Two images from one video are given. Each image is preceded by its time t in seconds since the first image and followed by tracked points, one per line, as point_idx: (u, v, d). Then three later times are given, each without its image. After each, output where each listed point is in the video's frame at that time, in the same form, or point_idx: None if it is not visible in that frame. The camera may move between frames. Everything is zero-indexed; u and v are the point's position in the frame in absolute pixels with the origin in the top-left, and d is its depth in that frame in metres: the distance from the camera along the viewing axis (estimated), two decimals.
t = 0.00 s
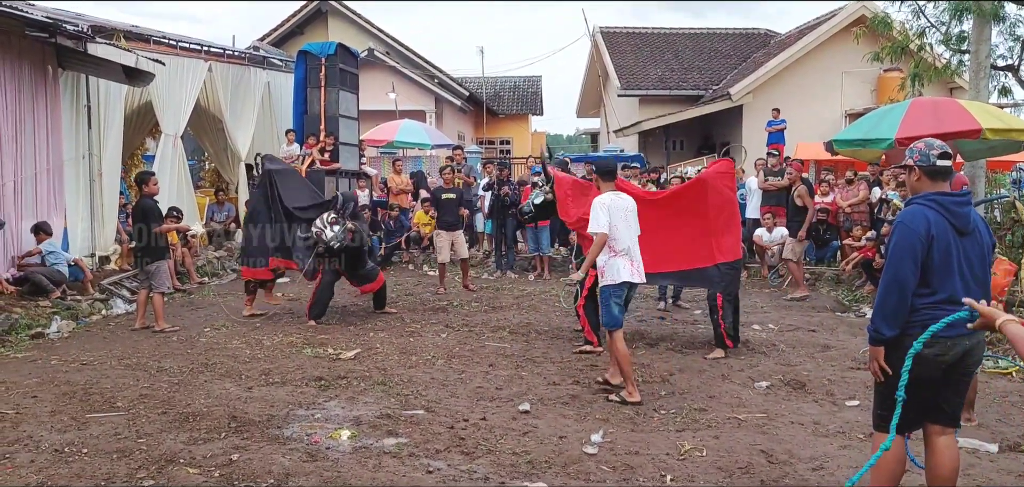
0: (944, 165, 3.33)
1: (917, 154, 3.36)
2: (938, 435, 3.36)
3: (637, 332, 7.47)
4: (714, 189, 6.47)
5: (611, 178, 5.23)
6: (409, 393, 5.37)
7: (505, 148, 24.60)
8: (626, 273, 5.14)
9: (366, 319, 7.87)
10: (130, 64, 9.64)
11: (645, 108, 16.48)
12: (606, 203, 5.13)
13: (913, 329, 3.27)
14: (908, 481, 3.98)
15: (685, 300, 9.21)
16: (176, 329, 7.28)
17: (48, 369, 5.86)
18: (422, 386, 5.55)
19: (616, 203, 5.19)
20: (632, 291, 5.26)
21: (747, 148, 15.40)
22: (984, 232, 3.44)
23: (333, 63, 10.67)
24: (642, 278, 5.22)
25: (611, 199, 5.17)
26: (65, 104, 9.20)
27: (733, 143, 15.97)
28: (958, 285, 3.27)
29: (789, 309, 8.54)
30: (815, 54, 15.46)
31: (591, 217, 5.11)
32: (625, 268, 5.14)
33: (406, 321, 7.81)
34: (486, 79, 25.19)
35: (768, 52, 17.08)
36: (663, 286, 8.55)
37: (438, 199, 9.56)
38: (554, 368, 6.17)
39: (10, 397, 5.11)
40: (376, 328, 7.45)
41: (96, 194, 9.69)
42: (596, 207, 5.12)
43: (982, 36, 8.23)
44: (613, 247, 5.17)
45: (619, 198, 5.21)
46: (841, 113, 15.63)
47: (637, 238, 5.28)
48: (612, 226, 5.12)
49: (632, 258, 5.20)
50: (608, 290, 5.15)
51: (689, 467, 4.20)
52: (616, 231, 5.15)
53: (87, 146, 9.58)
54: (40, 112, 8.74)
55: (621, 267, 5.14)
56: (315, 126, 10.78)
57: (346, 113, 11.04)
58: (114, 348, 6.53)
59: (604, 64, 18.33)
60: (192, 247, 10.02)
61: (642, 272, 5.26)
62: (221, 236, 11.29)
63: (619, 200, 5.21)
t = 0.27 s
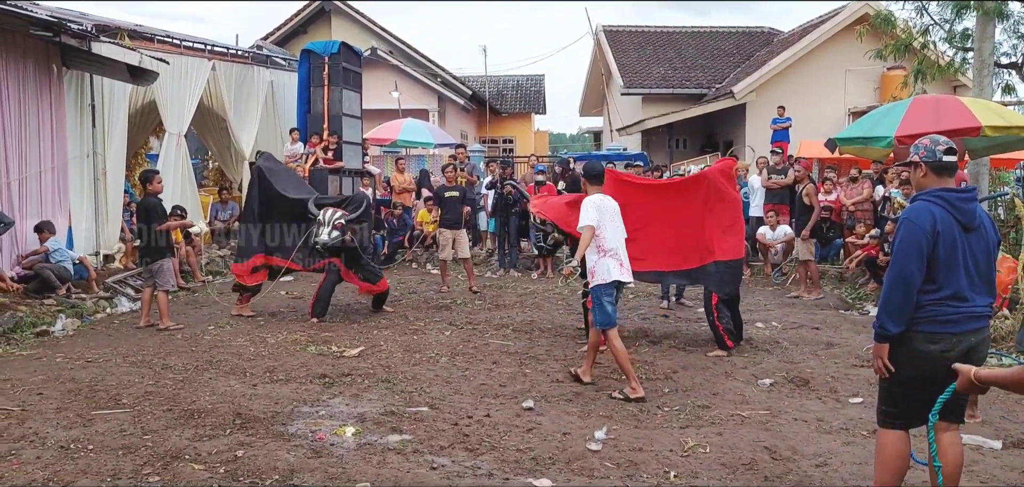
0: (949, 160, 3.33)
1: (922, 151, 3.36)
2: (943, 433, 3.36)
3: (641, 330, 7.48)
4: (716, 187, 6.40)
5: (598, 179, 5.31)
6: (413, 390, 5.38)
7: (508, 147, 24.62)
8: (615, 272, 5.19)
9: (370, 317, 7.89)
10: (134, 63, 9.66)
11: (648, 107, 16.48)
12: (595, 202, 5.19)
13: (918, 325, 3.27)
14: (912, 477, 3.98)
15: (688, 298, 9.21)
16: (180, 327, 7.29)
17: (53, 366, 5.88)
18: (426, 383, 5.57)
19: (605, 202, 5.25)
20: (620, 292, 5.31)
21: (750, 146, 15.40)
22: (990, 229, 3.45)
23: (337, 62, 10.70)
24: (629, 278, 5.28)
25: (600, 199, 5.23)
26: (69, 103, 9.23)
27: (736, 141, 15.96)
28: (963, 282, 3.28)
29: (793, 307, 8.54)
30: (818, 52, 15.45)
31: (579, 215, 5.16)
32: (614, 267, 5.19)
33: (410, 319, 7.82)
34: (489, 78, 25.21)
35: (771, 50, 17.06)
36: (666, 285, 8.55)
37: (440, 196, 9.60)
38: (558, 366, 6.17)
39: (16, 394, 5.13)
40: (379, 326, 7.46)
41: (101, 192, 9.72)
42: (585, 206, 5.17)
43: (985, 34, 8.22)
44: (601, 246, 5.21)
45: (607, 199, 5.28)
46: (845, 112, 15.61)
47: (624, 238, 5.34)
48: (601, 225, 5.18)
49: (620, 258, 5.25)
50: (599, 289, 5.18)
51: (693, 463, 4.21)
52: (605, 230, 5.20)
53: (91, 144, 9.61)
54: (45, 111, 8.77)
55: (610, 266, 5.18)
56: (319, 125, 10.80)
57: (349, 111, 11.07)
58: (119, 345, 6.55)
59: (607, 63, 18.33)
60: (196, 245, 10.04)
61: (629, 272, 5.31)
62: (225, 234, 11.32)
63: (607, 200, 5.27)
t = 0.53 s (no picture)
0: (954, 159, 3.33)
1: (926, 150, 3.36)
2: (947, 432, 3.37)
3: (645, 329, 7.48)
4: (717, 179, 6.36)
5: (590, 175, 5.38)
6: (418, 389, 5.39)
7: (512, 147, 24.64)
8: (603, 265, 5.29)
9: (374, 316, 7.90)
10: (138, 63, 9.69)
11: (652, 106, 16.48)
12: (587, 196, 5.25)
13: (925, 325, 3.26)
14: (916, 477, 3.98)
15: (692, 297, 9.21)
16: (185, 325, 7.31)
17: (58, 364, 5.90)
18: (430, 382, 5.57)
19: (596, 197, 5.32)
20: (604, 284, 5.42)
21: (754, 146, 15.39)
22: (996, 229, 3.44)
23: (341, 61, 10.65)
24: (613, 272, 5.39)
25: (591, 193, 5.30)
26: (74, 103, 9.25)
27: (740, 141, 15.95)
28: (970, 281, 3.27)
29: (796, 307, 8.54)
30: (822, 52, 15.43)
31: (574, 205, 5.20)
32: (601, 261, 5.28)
33: (414, 318, 7.83)
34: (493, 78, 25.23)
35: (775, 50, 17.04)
36: (670, 284, 8.54)
37: (443, 195, 9.64)
38: (562, 365, 6.18)
39: (21, 393, 5.14)
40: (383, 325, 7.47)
41: (106, 192, 9.75)
42: (577, 200, 5.23)
43: (990, 33, 8.21)
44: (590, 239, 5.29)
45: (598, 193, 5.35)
46: (849, 111, 15.59)
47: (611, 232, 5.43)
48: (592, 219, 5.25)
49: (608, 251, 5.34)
50: (584, 280, 5.28)
51: (697, 462, 4.21)
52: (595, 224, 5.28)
53: (96, 144, 9.64)
54: (50, 111, 8.80)
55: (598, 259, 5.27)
56: (323, 125, 10.83)
57: (353, 111, 11.09)
58: (124, 344, 6.57)
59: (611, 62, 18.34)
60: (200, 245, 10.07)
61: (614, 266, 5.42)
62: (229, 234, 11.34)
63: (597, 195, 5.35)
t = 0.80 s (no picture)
0: (958, 160, 3.33)
1: (930, 151, 3.35)
2: (953, 433, 3.36)
3: (648, 330, 7.48)
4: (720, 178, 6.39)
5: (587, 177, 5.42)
6: (421, 389, 5.40)
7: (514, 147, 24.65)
8: (600, 266, 5.29)
9: (377, 316, 7.91)
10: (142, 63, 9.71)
11: (655, 107, 16.47)
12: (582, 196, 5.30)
13: (932, 325, 3.26)
14: (921, 478, 3.97)
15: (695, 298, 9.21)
16: (189, 326, 7.32)
17: (62, 364, 5.92)
18: (433, 382, 5.57)
19: (593, 198, 5.36)
20: (603, 286, 5.42)
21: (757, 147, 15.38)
22: (1001, 229, 3.44)
23: (344, 62, 10.73)
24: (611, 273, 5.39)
25: (587, 194, 5.33)
26: (79, 103, 9.27)
27: (743, 142, 15.94)
28: (977, 281, 3.27)
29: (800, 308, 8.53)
30: (825, 53, 15.41)
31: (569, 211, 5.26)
32: (598, 262, 5.29)
33: (417, 319, 7.84)
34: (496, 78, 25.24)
35: (778, 51, 17.03)
36: (673, 285, 8.54)
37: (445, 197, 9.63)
38: (565, 366, 6.18)
39: (26, 393, 5.15)
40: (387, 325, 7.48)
41: (110, 192, 9.77)
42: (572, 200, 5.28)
43: (993, 34, 8.20)
44: (586, 241, 5.31)
45: (594, 194, 5.39)
46: (852, 112, 15.58)
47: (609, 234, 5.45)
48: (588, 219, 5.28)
49: (605, 252, 5.35)
50: (581, 282, 5.30)
51: (701, 463, 4.21)
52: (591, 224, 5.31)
53: (101, 144, 9.66)
54: (55, 111, 8.81)
55: (595, 260, 5.28)
56: (326, 125, 10.84)
57: (356, 111, 11.10)
58: (128, 344, 6.58)
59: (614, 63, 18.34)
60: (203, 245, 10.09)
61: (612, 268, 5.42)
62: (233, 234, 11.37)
63: (594, 196, 5.39)
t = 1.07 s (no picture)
0: (962, 160, 3.33)
1: (934, 150, 3.35)
2: (956, 432, 3.35)
3: (649, 329, 7.48)
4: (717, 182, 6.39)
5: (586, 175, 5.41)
6: (423, 388, 5.40)
7: (516, 147, 24.65)
8: (594, 265, 5.28)
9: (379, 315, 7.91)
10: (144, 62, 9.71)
11: (657, 106, 16.46)
12: (578, 195, 5.29)
13: (937, 324, 3.25)
14: (923, 477, 3.97)
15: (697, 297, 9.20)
16: (190, 324, 7.32)
17: (64, 362, 5.92)
18: (435, 381, 5.57)
19: (590, 196, 5.35)
20: (600, 285, 5.41)
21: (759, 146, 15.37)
22: (1005, 229, 3.44)
23: (346, 61, 10.74)
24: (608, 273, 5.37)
25: (584, 193, 5.32)
26: (81, 102, 9.28)
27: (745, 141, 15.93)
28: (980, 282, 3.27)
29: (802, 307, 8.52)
30: (827, 53, 15.40)
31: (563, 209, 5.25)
32: (593, 261, 5.28)
33: (419, 317, 7.84)
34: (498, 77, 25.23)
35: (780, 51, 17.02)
36: (675, 285, 8.53)
37: (449, 196, 9.64)
38: (567, 365, 6.17)
39: (29, 390, 5.16)
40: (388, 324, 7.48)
41: (112, 190, 9.78)
42: (568, 198, 5.27)
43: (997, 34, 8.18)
44: (581, 239, 5.30)
45: (592, 193, 5.38)
46: (854, 112, 15.56)
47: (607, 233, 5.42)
48: (583, 218, 5.27)
49: (602, 251, 5.33)
50: (576, 281, 5.30)
51: (703, 462, 4.20)
52: (587, 223, 5.30)
53: (103, 142, 9.66)
54: (57, 109, 8.82)
55: (589, 259, 5.27)
56: (328, 124, 10.84)
57: (359, 110, 11.11)
58: (130, 342, 6.58)
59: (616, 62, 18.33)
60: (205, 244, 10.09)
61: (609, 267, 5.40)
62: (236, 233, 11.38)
63: (592, 195, 5.37)
